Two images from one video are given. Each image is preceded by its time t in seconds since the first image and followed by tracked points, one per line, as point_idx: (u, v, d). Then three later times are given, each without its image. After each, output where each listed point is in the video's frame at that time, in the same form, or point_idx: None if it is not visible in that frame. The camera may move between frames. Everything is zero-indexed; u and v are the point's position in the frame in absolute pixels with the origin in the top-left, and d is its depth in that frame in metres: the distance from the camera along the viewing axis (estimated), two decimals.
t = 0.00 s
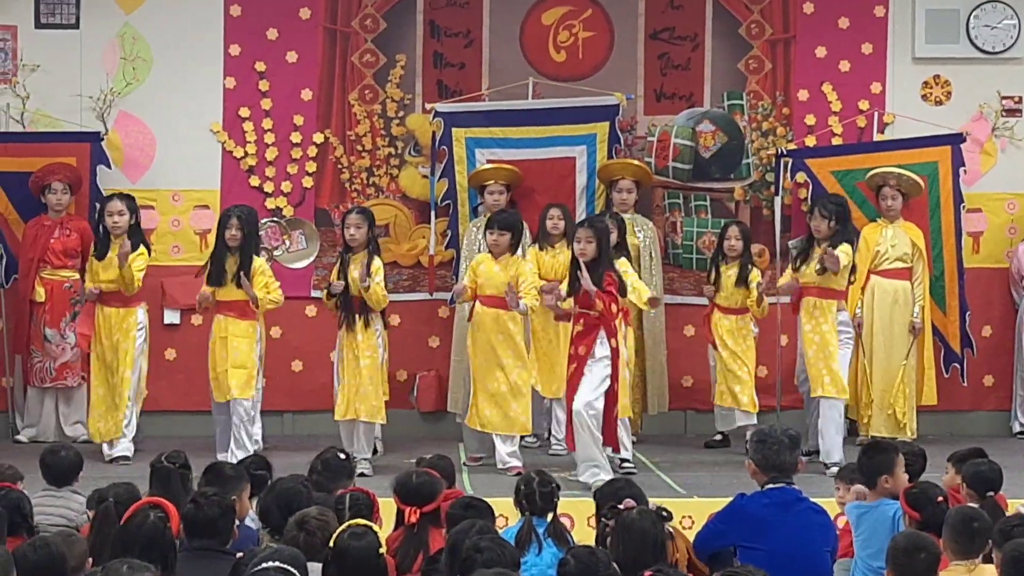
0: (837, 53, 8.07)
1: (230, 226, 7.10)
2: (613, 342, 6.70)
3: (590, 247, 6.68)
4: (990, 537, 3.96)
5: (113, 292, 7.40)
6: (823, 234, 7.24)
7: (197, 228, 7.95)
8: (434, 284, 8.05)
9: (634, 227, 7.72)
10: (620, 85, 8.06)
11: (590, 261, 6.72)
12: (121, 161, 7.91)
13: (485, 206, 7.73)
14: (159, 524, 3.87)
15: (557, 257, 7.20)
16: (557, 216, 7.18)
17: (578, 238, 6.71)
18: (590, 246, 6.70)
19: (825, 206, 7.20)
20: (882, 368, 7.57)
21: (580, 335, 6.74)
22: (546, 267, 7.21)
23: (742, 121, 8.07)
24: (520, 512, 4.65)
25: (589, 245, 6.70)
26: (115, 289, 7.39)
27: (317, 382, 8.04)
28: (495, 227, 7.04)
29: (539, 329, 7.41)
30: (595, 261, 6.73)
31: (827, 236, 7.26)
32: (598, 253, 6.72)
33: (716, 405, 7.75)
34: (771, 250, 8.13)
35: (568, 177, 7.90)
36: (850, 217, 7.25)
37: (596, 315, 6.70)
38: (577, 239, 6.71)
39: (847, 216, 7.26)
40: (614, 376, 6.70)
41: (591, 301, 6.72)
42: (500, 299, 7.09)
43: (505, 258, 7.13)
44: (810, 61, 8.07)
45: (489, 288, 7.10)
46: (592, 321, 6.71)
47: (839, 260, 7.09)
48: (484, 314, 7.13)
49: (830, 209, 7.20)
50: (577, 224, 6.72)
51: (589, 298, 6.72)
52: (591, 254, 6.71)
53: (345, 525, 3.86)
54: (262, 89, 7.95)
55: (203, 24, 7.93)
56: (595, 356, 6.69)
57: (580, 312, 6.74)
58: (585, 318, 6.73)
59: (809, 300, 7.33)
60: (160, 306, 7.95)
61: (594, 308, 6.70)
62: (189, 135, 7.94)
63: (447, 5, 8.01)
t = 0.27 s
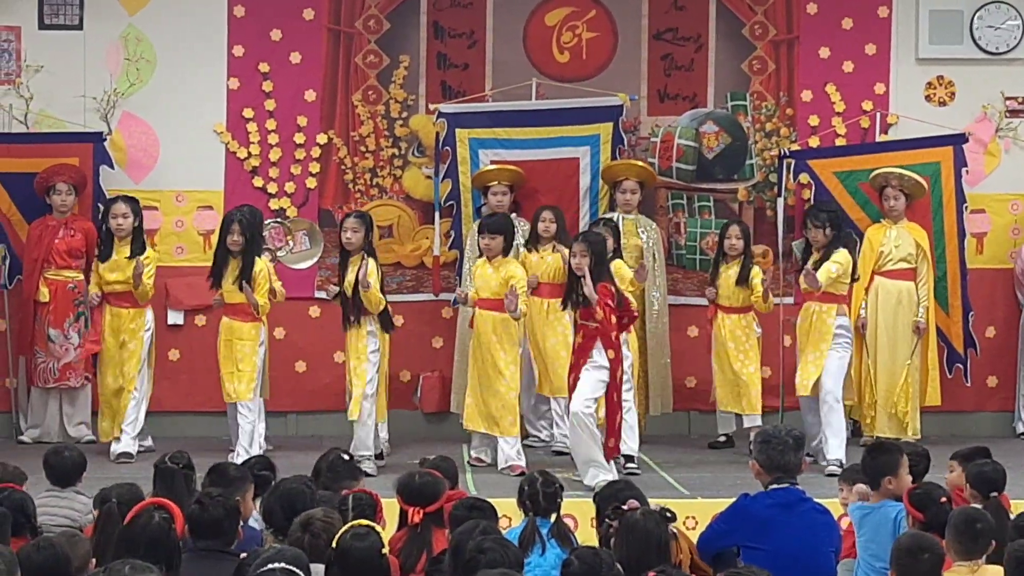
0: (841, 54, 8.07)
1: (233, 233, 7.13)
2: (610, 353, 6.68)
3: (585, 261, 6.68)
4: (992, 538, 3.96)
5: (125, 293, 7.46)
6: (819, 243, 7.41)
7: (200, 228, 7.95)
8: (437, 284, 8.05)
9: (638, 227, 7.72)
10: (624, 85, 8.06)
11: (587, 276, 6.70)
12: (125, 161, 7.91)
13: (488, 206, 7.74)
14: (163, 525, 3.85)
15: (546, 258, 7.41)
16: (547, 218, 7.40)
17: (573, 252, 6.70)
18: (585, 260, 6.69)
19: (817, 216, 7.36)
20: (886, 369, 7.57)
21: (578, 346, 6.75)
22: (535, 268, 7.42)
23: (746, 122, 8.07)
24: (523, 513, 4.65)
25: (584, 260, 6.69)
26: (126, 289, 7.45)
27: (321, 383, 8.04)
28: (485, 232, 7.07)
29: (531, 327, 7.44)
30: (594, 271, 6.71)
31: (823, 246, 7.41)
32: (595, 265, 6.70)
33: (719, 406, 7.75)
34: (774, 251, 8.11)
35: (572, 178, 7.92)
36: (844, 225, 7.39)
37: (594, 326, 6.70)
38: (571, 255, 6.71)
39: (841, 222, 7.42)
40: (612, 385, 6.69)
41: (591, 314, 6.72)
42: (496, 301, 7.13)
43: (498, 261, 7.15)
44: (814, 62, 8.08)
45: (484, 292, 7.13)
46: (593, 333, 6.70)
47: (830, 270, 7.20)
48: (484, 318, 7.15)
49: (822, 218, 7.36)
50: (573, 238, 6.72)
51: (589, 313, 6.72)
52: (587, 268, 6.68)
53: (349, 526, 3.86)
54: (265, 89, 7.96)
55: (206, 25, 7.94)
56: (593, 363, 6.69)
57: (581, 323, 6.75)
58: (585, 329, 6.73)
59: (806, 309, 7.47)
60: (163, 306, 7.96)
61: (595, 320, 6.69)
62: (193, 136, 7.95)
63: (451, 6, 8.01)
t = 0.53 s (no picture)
0: (844, 53, 8.07)
1: (235, 232, 7.13)
2: (611, 352, 6.68)
3: (588, 260, 6.66)
4: (995, 537, 3.96)
5: (130, 293, 7.44)
6: (820, 243, 7.44)
7: (203, 228, 7.95)
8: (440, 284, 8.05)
9: (641, 227, 7.72)
10: (627, 85, 8.06)
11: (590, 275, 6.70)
12: (128, 161, 7.91)
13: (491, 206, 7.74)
14: (166, 525, 3.84)
15: (545, 257, 7.45)
16: (545, 218, 7.39)
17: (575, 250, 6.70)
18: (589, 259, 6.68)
19: (816, 215, 7.41)
20: (888, 369, 7.56)
21: (581, 344, 6.76)
22: (536, 267, 7.48)
23: (748, 121, 8.07)
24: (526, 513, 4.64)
25: (587, 259, 6.68)
26: (131, 290, 7.44)
27: (323, 383, 8.04)
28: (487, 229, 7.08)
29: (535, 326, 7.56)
30: (599, 269, 6.72)
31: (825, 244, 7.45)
32: (598, 263, 6.70)
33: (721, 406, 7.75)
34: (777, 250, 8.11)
35: (575, 177, 7.91)
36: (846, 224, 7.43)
37: (596, 324, 6.70)
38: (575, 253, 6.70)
39: (842, 221, 7.45)
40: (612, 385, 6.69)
41: (594, 313, 6.73)
42: (499, 300, 7.12)
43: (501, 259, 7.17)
44: (816, 62, 8.07)
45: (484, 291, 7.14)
46: (595, 331, 6.70)
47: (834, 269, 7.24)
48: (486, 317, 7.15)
49: (822, 217, 7.41)
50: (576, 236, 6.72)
51: (591, 311, 6.73)
52: (590, 266, 6.68)
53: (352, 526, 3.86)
54: (268, 89, 7.96)
55: (209, 25, 7.94)
56: (593, 362, 6.68)
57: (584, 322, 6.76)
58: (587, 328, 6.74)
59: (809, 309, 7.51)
60: (166, 306, 7.96)
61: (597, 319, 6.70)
62: (195, 136, 7.95)
63: (454, 6, 8.01)
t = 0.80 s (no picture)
0: (844, 53, 8.07)
1: (236, 233, 7.12)
2: (616, 348, 6.70)
3: (591, 254, 6.68)
4: (996, 537, 3.95)
5: (128, 298, 7.45)
6: (823, 247, 7.46)
7: (204, 228, 7.95)
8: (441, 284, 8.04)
9: (640, 227, 7.72)
10: (627, 85, 8.06)
11: (593, 269, 6.72)
12: (128, 161, 7.91)
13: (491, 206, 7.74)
14: (167, 525, 3.84)
15: (546, 258, 7.45)
16: (545, 219, 7.35)
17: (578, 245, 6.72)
18: (592, 253, 6.71)
19: (820, 218, 7.42)
20: (889, 370, 7.56)
21: (584, 340, 6.76)
22: (537, 268, 7.47)
23: (749, 121, 8.07)
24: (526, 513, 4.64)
25: (591, 252, 6.70)
26: (131, 294, 7.45)
27: (323, 383, 8.04)
28: (487, 230, 7.07)
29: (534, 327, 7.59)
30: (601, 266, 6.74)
31: (828, 247, 7.46)
32: (601, 258, 6.73)
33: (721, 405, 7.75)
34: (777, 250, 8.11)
35: (575, 177, 7.92)
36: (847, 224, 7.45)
37: (600, 320, 6.72)
38: (578, 247, 6.71)
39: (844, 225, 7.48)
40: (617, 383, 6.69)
41: (597, 310, 6.74)
42: (499, 302, 7.13)
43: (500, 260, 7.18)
44: (817, 62, 8.07)
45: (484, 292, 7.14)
46: (599, 328, 6.72)
47: (841, 273, 7.28)
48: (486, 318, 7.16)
49: (825, 221, 7.42)
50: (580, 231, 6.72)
51: (594, 307, 6.74)
52: (593, 260, 6.70)
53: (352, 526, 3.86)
54: (268, 89, 7.96)
55: (210, 24, 7.94)
56: (599, 359, 6.70)
57: (587, 319, 6.77)
58: (590, 324, 6.75)
59: (813, 310, 7.52)
60: (167, 306, 7.96)
61: (600, 316, 6.72)
62: (196, 136, 7.94)
63: (454, 6, 8.01)
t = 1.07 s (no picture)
0: (845, 54, 8.07)
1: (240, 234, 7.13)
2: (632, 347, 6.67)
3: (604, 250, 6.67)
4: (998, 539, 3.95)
5: (132, 294, 7.43)
6: (838, 239, 7.29)
7: (204, 230, 7.95)
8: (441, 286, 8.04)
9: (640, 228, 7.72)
10: (627, 86, 8.06)
11: (604, 264, 6.71)
12: (128, 163, 7.91)
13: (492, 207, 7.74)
14: (168, 526, 3.84)
15: (553, 263, 7.40)
16: (550, 223, 7.34)
17: (590, 241, 6.70)
18: (604, 249, 6.70)
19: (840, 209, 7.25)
20: (889, 371, 7.55)
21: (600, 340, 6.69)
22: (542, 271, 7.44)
23: (749, 123, 8.08)
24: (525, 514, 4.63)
25: (603, 248, 6.69)
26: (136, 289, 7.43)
27: (324, 384, 8.04)
28: (498, 232, 7.05)
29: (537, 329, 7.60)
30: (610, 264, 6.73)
31: (843, 242, 7.31)
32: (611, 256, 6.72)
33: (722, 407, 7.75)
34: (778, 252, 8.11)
35: (575, 179, 7.92)
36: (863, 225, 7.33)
37: (619, 318, 6.67)
38: (589, 243, 6.70)
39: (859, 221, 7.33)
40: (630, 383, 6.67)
41: (611, 306, 6.69)
42: (509, 304, 7.13)
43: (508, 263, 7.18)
44: (818, 63, 8.07)
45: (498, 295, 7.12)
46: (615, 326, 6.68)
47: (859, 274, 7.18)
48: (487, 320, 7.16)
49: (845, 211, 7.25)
50: (589, 227, 6.71)
51: (610, 303, 6.70)
52: (604, 257, 6.70)
53: (353, 527, 3.85)
54: (269, 91, 7.96)
55: (210, 26, 7.94)
56: (614, 359, 6.66)
57: (599, 316, 6.71)
58: (603, 322, 6.70)
59: (823, 309, 7.36)
60: (167, 307, 7.96)
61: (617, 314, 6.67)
62: (196, 137, 7.95)
63: (454, 7, 8.01)
